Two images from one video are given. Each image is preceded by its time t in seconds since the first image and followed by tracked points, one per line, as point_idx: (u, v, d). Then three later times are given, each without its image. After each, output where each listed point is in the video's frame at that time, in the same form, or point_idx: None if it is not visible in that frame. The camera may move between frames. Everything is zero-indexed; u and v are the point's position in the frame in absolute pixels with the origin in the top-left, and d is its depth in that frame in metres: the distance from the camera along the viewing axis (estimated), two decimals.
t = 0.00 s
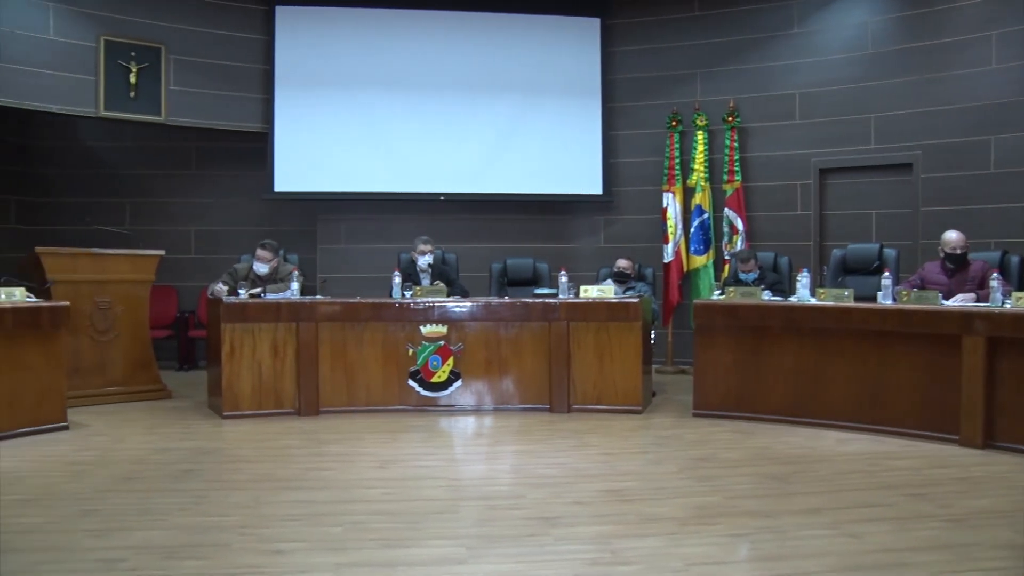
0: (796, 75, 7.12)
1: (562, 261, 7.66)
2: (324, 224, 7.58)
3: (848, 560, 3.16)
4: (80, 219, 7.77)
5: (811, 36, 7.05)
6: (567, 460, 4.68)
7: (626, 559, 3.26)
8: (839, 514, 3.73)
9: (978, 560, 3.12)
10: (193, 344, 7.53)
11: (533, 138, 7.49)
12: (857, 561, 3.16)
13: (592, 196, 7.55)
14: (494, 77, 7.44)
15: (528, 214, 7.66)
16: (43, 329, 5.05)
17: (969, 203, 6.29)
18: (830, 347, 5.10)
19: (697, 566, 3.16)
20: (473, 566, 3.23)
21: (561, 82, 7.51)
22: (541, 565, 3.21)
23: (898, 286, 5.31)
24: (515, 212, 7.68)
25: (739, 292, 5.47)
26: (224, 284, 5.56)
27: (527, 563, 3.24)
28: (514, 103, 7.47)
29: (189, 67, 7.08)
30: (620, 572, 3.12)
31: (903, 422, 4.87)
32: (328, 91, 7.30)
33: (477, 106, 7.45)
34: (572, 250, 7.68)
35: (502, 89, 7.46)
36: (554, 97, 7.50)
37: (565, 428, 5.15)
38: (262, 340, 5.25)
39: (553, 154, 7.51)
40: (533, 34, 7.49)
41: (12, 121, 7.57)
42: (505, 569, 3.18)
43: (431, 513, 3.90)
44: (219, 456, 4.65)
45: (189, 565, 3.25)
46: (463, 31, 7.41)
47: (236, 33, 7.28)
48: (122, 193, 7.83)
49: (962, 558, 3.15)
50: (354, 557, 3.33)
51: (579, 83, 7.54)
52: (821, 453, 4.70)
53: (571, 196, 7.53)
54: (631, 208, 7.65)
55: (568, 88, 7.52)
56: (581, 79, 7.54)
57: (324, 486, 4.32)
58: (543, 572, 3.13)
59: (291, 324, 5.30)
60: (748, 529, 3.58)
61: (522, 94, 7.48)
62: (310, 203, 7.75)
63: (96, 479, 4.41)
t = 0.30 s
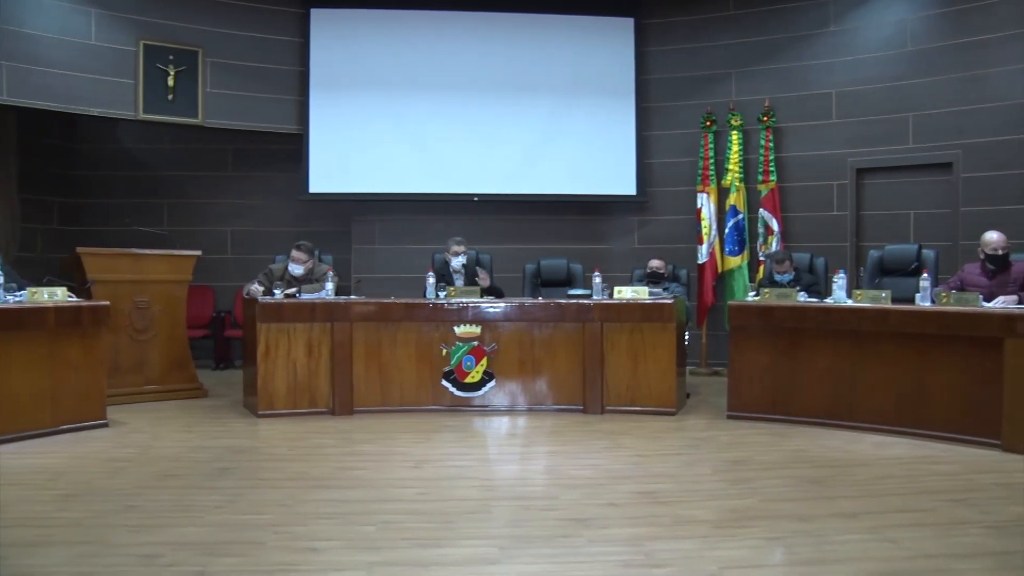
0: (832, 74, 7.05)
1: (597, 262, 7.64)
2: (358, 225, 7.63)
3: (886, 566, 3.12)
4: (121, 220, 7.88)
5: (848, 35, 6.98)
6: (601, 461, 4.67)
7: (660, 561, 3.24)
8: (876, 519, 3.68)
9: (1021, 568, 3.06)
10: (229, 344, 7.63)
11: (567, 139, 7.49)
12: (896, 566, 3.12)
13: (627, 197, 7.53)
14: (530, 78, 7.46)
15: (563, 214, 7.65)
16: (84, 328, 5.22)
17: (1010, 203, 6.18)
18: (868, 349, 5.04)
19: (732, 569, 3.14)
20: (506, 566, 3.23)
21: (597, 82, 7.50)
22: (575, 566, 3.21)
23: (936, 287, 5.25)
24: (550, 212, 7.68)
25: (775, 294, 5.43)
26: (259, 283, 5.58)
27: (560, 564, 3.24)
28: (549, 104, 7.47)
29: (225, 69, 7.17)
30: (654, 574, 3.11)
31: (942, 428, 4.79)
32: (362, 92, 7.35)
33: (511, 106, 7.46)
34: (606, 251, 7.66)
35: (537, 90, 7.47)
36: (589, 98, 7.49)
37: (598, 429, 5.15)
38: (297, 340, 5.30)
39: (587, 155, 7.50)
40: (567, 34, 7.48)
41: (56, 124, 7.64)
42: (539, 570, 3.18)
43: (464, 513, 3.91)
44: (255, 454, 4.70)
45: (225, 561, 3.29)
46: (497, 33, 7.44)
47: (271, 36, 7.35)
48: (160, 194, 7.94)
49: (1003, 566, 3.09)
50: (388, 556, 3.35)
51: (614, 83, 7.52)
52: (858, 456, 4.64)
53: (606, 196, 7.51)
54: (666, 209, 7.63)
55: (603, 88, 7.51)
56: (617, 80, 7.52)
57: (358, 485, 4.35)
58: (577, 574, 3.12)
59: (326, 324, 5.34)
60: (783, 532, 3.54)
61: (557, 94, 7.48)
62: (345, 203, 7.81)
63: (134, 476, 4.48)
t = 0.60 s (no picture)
0: (874, 72, 6.96)
1: (636, 262, 7.61)
2: (396, 225, 7.67)
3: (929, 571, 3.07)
4: (162, 220, 8.00)
5: (890, 32, 6.88)
6: (638, 462, 4.66)
7: (698, 564, 3.22)
8: (919, 524, 3.63)
9: None
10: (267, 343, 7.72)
11: (605, 140, 7.47)
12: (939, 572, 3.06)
13: (666, 197, 7.49)
14: (568, 79, 7.46)
15: (601, 215, 7.64)
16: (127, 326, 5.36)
17: None
18: (909, 351, 4.97)
19: (771, 573, 3.11)
20: (543, 566, 3.23)
21: (635, 82, 7.48)
22: (612, 567, 3.20)
23: (981, 289, 5.17)
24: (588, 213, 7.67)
25: (814, 294, 5.41)
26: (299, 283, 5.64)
27: (597, 565, 3.23)
28: (588, 104, 7.46)
29: (263, 71, 7.28)
30: None
31: (986, 432, 4.69)
32: (399, 93, 7.40)
33: (549, 107, 7.47)
34: (644, 251, 7.64)
35: (575, 90, 7.46)
36: (627, 98, 7.48)
37: (636, 430, 5.14)
38: (336, 340, 5.34)
39: (625, 155, 7.48)
40: (604, 34, 7.47)
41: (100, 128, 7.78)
42: (576, 570, 3.17)
43: (502, 513, 3.91)
44: (293, 452, 4.74)
45: (264, 558, 3.32)
46: (535, 33, 7.45)
47: (308, 37, 7.43)
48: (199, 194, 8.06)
49: None
50: (425, 555, 3.36)
51: (652, 83, 7.50)
52: (899, 460, 4.58)
53: (644, 196, 7.48)
54: (705, 209, 7.58)
55: (641, 88, 7.49)
56: (655, 79, 7.50)
57: (395, 484, 4.37)
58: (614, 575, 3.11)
59: (364, 324, 5.37)
60: (823, 536, 3.50)
61: (595, 94, 7.47)
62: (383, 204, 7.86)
63: (175, 473, 4.54)
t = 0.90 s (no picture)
0: (915, 68, 6.86)
1: (673, 262, 7.61)
2: (432, 225, 7.70)
3: None
4: (201, 220, 8.14)
5: (932, 28, 6.78)
6: (674, 463, 4.64)
7: (734, 567, 3.19)
8: (960, 530, 3.56)
9: None
10: (303, 342, 7.81)
11: (641, 139, 7.45)
12: None
13: (704, 198, 7.45)
14: (605, 79, 7.44)
15: (638, 215, 7.64)
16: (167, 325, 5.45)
17: None
18: (950, 354, 4.88)
19: None
20: (578, 566, 3.23)
21: (673, 81, 7.45)
22: (646, 569, 3.18)
23: None
24: (626, 213, 7.67)
25: (852, 295, 5.37)
26: (336, 283, 5.68)
27: (632, 567, 3.22)
28: (625, 104, 7.44)
29: (300, 72, 7.38)
30: None
31: None
32: (436, 94, 7.44)
33: (586, 107, 7.45)
34: (682, 251, 7.62)
35: (612, 90, 7.44)
36: (665, 97, 7.45)
37: (671, 431, 5.14)
38: (372, 339, 5.37)
39: (662, 154, 7.46)
40: (641, 33, 7.45)
41: (141, 131, 7.92)
42: (610, 571, 3.16)
43: (537, 513, 3.91)
44: (329, 451, 4.78)
45: (299, 555, 3.35)
46: (572, 33, 7.44)
47: (343, 38, 7.50)
48: (237, 195, 8.17)
49: None
50: (459, 555, 3.36)
51: (690, 82, 7.47)
52: (939, 464, 4.51)
53: (681, 196, 7.44)
54: (742, 209, 7.54)
55: (679, 87, 7.46)
56: (693, 78, 7.47)
57: (429, 484, 4.38)
58: None
59: (400, 324, 5.40)
60: (861, 540, 3.46)
61: (633, 94, 7.44)
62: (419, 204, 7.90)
63: (213, 470, 4.60)
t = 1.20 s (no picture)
0: (955, 65, 6.76)
1: (707, 262, 7.58)
2: (466, 225, 7.74)
3: None
4: (236, 220, 8.24)
5: (973, 24, 6.67)
6: (708, 464, 4.62)
7: (768, 568, 3.17)
8: (1001, 535, 3.50)
9: None
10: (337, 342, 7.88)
11: (676, 138, 7.42)
12: None
13: (739, 196, 7.41)
14: (640, 78, 7.41)
15: (673, 214, 7.62)
16: (204, 323, 5.52)
17: None
18: (990, 357, 4.80)
19: None
20: (611, 566, 3.23)
21: (709, 80, 7.42)
22: (680, 570, 3.17)
23: None
24: (661, 212, 7.65)
25: (890, 296, 5.31)
26: (370, 283, 5.73)
27: (665, 567, 3.21)
28: (660, 103, 7.41)
29: (334, 73, 7.44)
30: None
31: None
32: (470, 94, 7.47)
33: (620, 107, 7.43)
34: (716, 251, 7.59)
35: (648, 89, 7.42)
36: (701, 95, 7.41)
37: (705, 432, 5.16)
38: (405, 338, 5.41)
39: (696, 153, 7.41)
40: (675, 31, 7.41)
41: (177, 132, 8.04)
42: (645, 572, 3.15)
43: (570, 513, 3.91)
44: (363, 449, 4.81)
45: (333, 552, 3.37)
46: (607, 32, 7.42)
47: (376, 39, 7.55)
48: (271, 195, 8.25)
49: None
50: (492, 553, 3.37)
51: (724, 81, 7.42)
52: (979, 467, 4.44)
53: (716, 196, 7.41)
54: (777, 210, 7.50)
55: (715, 85, 7.42)
56: (729, 76, 7.42)
57: (463, 482, 4.40)
58: None
59: (433, 323, 5.43)
60: (898, 544, 3.41)
61: (669, 93, 7.41)
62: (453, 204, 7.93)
63: (248, 467, 4.65)
